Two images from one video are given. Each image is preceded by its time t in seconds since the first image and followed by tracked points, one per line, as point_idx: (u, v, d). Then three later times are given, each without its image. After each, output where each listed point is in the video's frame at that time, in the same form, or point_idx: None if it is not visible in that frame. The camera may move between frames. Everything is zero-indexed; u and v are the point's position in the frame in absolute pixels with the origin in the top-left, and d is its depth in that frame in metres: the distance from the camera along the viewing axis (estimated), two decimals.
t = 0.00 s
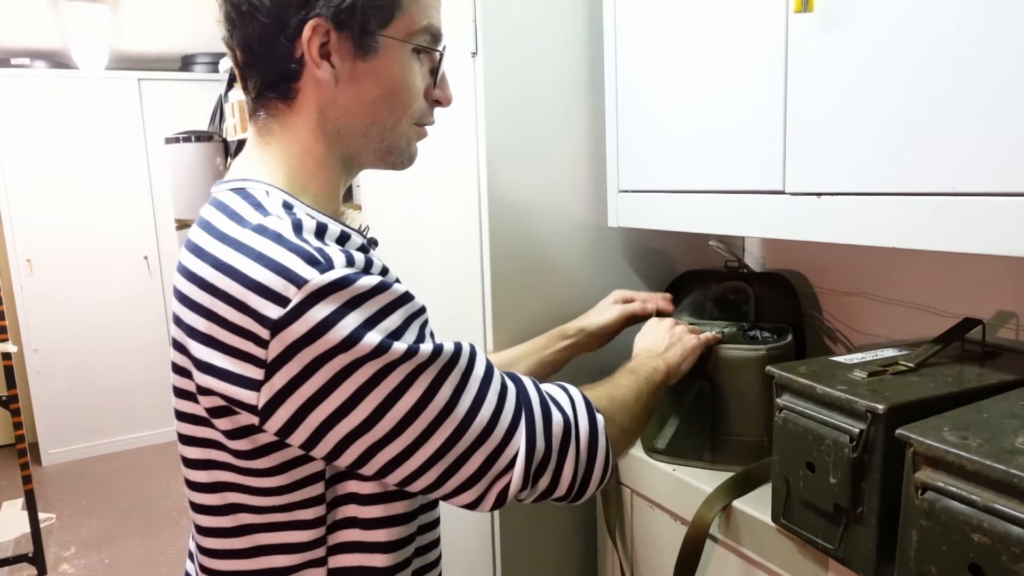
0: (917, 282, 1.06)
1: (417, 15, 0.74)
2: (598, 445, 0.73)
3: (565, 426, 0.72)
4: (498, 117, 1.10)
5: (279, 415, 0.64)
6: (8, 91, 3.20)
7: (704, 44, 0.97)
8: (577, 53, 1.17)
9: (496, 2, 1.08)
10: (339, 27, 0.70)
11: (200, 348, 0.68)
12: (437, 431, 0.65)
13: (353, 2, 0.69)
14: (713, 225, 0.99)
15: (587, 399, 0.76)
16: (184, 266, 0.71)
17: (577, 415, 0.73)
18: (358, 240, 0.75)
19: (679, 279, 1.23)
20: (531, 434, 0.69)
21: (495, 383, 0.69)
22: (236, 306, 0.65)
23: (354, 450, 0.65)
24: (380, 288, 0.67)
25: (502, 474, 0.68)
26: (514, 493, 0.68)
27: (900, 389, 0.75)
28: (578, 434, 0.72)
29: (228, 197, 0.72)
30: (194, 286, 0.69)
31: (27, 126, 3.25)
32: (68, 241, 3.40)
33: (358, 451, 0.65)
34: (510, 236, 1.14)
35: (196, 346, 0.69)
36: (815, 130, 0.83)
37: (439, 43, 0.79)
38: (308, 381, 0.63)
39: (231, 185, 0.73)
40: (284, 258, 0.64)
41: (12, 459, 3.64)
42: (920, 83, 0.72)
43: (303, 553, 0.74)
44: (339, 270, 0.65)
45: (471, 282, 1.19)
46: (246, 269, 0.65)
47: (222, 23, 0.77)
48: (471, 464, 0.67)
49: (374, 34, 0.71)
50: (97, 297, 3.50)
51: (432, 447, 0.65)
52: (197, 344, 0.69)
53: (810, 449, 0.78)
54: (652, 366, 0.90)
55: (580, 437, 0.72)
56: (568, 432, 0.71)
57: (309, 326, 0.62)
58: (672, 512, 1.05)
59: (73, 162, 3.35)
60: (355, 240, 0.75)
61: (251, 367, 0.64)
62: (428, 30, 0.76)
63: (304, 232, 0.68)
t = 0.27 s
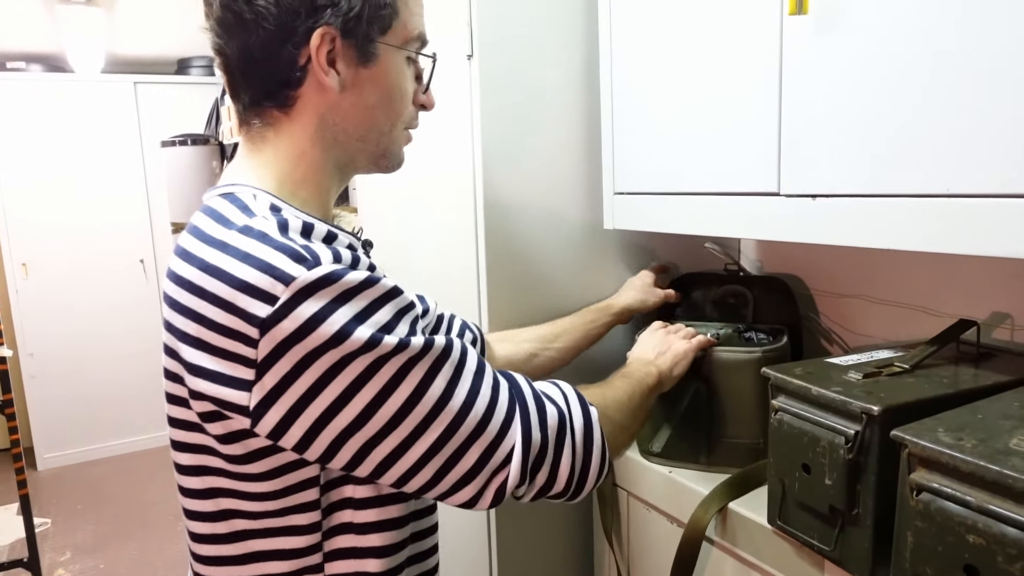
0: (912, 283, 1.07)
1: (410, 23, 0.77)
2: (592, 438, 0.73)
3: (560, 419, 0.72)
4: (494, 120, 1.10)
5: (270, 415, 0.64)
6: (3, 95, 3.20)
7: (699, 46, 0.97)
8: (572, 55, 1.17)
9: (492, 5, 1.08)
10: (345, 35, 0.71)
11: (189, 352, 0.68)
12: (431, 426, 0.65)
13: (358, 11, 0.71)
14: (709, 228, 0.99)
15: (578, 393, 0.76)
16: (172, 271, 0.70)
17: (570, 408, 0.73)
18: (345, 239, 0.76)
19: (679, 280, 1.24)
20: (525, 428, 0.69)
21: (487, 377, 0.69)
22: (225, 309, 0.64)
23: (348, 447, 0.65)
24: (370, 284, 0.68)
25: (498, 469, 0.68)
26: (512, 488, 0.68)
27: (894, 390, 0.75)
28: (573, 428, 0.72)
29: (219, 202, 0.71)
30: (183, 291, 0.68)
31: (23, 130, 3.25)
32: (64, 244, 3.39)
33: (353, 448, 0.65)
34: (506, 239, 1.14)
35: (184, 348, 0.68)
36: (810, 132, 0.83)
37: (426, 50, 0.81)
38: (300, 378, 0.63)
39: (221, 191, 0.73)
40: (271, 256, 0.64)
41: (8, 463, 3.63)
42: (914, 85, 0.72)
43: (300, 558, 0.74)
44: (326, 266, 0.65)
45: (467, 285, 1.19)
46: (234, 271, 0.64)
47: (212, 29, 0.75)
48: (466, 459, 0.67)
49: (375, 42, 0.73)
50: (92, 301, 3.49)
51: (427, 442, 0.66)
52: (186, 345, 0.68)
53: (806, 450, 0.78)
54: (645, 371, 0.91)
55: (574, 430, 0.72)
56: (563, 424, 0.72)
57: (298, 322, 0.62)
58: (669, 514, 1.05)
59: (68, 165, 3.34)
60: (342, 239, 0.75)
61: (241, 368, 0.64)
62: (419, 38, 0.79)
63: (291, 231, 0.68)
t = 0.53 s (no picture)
0: (901, 282, 1.07)
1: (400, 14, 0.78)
2: (584, 447, 0.74)
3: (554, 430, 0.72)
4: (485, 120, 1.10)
5: (267, 430, 0.64)
6: None
7: (689, 46, 0.97)
8: (564, 55, 1.17)
9: (483, 4, 1.08)
10: (343, 24, 0.71)
11: (183, 364, 0.68)
12: (428, 437, 0.66)
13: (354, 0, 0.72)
14: (700, 227, 0.99)
15: (571, 402, 0.77)
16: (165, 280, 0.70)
17: (565, 418, 0.74)
18: (342, 246, 0.76)
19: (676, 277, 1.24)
20: (519, 439, 0.70)
21: (484, 389, 0.70)
22: (220, 321, 0.64)
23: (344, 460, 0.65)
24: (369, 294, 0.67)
25: (493, 480, 0.68)
26: (506, 498, 0.69)
27: (883, 387, 0.75)
28: (567, 438, 0.73)
29: (212, 207, 0.71)
30: (176, 300, 0.68)
31: (13, 131, 3.23)
32: (56, 246, 3.38)
33: (349, 461, 0.66)
34: (498, 239, 1.14)
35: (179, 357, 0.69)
36: (799, 131, 0.84)
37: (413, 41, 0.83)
38: (297, 392, 0.63)
39: (215, 195, 0.73)
40: (266, 266, 0.63)
41: None
42: (902, 83, 0.73)
43: (306, 567, 0.74)
44: (324, 276, 0.64)
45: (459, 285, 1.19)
46: (227, 280, 0.64)
47: (200, 28, 0.74)
48: (462, 472, 0.67)
49: (370, 31, 0.74)
50: (84, 302, 3.47)
51: (423, 455, 0.66)
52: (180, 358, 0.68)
53: (796, 448, 0.78)
54: (637, 376, 0.92)
55: (568, 440, 0.73)
56: (556, 432, 0.72)
57: (296, 336, 0.62)
58: (661, 512, 1.05)
59: (60, 166, 3.33)
60: (339, 245, 0.75)
61: (237, 382, 0.64)
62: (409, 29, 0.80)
63: (286, 237, 0.68)
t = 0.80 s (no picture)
0: (870, 280, 1.09)
1: (366, 11, 0.78)
2: (564, 464, 0.76)
3: (537, 449, 0.73)
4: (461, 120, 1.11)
5: (253, 465, 0.64)
6: None
7: (661, 47, 0.98)
8: (539, 56, 1.18)
9: (458, 4, 1.08)
10: (312, 20, 0.72)
11: (162, 397, 0.67)
12: (416, 467, 0.66)
13: None
14: (673, 226, 1.00)
15: (552, 418, 0.78)
16: (139, 308, 0.69)
17: (546, 436, 0.75)
18: (326, 268, 0.75)
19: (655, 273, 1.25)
20: (504, 462, 0.70)
21: (471, 413, 0.70)
22: (202, 356, 0.63)
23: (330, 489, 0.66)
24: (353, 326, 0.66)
25: (478, 499, 0.69)
26: (491, 515, 0.70)
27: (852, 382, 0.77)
28: (548, 455, 0.74)
29: (182, 225, 0.70)
30: (153, 331, 0.66)
31: None
32: (27, 249, 3.32)
33: (337, 489, 0.66)
34: (474, 240, 1.15)
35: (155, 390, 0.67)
36: (769, 131, 0.85)
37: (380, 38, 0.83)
38: (283, 426, 0.63)
39: (183, 212, 0.71)
40: (247, 301, 0.62)
41: None
42: (867, 84, 0.74)
43: None
44: (312, 312, 0.63)
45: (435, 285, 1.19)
46: (206, 313, 0.63)
47: (154, 25, 0.72)
48: (449, 497, 0.68)
49: (338, 28, 0.74)
50: (56, 305, 3.42)
51: (412, 484, 0.66)
52: (158, 392, 0.67)
53: (768, 443, 0.79)
54: (613, 376, 0.93)
55: (549, 458, 0.74)
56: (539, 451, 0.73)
57: (284, 372, 0.61)
58: (636, 510, 1.06)
59: (30, 168, 3.27)
60: (322, 267, 0.74)
61: (221, 420, 0.63)
62: (377, 25, 0.81)
63: (267, 265, 0.66)
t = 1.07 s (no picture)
0: (876, 287, 1.09)
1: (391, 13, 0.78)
2: (577, 478, 0.76)
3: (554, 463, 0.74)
4: (466, 124, 1.11)
5: (285, 463, 0.63)
6: None
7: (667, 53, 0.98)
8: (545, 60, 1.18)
9: (464, 8, 1.08)
10: (339, 26, 0.71)
11: (195, 392, 0.66)
12: (447, 472, 0.65)
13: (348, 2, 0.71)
14: (678, 231, 1.00)
15: (568, 433, 0.79)
16: (174, 301, 0.68)
17: (563, 450, 0.76)
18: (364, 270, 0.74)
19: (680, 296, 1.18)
20: (523, 473, 0.71)
21: (497, 424, 0.70)
22: (242, 350, 0.62)
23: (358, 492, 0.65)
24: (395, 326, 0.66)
25: (496, 508, 0.69)
26: (506, 522, 0.70)
27: (858, 390, 0.76)
28: (563, 469, 0.75)
29: (218, 221, 0.69)
30: (188, 322, 0.66)
31: None
32: (34, 248, 3.34)
33: (363, 491, 0.65)
34: (479, 244, 1.15)
35: (184, 384, 0.66)
36: (774, 137, 0.85)
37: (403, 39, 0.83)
38: (319, 423, 0.62)
39: (219, 208, 0.71)
40: (297, 297, 0.61)
41: None
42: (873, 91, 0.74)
43: None
44: (358, 310, 0.63)
45: (440, 289, 1.19)
46: (250, 306, 0.62)
47: (179, 27, 0.72)
48: (472, 504, 0.67)
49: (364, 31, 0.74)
50: (63, 304, 3.43)
51: (438, 490, 0.66)
52: (191, 385, 0.66)
53: (772, 450, 0.79)
54: (614, 389, 0.95)
55: (564, 472, 0.75)
56: (556, 466, 0.74)
57: (330, 368, 0.61)
58: (640, 516, 1.05)
59: (39, 167, 3.29)
60: (359, 267, 0.74)
61: (256, 415, 0.62)
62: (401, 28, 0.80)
63: (310, 261, 0.66)
